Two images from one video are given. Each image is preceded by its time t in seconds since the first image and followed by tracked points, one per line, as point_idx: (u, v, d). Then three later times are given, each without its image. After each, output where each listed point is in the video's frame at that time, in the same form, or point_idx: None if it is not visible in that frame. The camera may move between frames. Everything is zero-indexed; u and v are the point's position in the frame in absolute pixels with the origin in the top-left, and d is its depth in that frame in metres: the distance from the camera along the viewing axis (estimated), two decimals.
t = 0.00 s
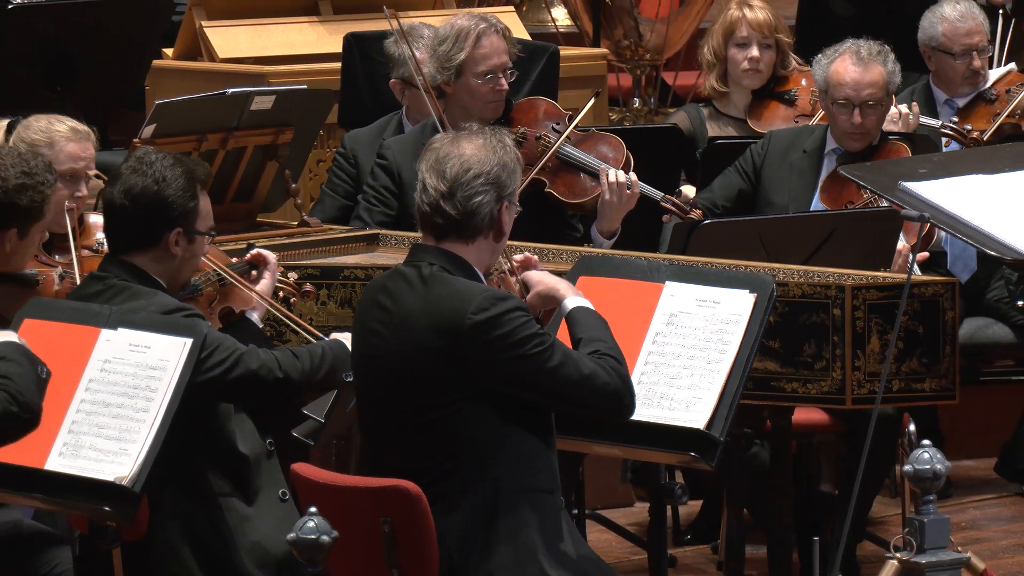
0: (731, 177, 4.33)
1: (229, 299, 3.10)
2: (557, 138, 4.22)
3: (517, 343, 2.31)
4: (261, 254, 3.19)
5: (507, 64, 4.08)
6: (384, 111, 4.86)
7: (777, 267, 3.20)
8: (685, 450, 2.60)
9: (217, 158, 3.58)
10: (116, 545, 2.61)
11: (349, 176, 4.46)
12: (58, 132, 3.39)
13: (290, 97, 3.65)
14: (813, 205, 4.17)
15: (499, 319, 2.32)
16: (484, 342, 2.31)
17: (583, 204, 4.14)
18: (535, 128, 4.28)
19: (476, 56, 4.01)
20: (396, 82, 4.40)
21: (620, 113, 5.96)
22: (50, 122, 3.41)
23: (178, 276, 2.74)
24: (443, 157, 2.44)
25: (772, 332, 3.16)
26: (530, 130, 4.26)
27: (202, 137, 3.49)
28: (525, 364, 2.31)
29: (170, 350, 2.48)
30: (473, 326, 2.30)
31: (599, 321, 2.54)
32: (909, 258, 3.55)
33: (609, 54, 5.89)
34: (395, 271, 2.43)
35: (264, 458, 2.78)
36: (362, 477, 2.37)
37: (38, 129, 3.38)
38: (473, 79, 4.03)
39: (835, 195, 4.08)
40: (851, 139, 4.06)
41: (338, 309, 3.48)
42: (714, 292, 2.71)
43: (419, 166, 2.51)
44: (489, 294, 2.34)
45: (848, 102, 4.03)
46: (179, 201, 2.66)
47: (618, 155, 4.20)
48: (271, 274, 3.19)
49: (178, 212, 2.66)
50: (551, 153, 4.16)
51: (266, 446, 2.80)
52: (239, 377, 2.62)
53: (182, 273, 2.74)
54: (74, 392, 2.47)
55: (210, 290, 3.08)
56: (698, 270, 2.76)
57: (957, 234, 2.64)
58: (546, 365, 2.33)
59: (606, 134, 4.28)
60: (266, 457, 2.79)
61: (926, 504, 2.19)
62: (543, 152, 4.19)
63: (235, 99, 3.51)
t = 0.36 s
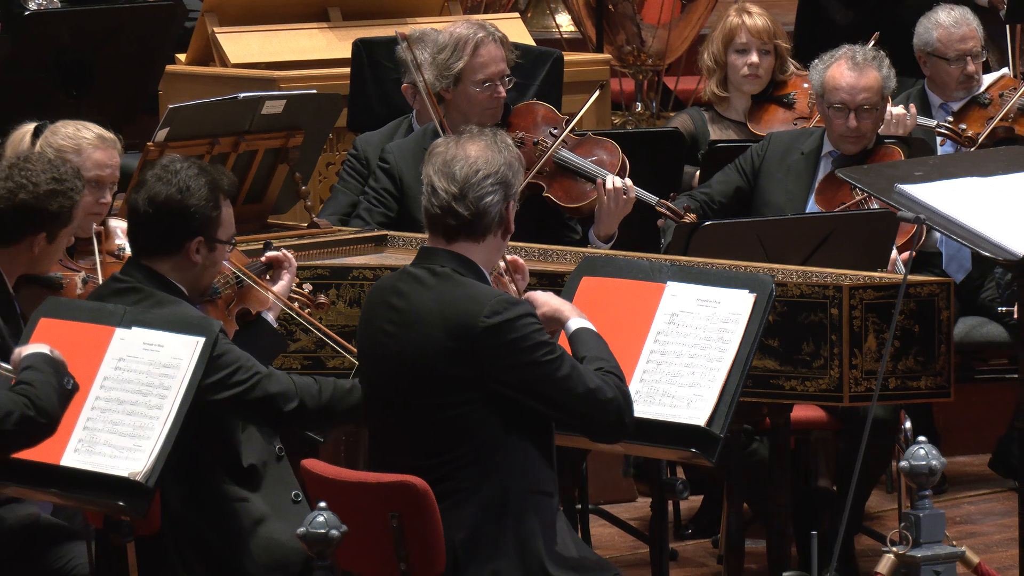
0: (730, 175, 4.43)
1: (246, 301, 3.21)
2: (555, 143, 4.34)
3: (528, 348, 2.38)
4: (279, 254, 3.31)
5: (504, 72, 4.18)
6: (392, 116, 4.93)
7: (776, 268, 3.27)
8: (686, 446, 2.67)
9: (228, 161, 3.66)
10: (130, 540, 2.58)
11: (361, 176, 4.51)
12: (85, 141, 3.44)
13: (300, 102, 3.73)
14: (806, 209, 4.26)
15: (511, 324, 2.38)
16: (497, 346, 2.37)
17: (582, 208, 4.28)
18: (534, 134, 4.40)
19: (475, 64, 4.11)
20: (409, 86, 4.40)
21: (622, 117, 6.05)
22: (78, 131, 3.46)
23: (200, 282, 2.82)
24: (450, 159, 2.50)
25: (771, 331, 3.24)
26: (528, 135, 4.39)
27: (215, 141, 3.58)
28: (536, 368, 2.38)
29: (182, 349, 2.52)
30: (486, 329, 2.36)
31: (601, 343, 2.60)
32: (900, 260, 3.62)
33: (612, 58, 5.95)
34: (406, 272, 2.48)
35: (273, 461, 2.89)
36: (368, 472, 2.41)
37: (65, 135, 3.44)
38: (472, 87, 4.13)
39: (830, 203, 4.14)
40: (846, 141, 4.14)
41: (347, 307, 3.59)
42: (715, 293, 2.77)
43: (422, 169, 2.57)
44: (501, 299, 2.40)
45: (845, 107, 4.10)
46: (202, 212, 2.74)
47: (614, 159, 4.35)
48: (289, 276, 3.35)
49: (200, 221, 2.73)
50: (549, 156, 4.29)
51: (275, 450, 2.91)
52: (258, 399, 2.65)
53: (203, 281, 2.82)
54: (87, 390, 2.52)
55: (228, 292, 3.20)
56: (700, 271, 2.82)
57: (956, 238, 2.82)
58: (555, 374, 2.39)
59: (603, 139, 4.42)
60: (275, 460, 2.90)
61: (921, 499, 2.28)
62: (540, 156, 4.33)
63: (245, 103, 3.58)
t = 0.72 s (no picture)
0: (730, 165, 4.51)
1: (254, 302, 3.29)
2: (556, 149, 4.43)
3: (538, 355, 2.45)
4: (281, 256, 3.35)
5: (507, 79, 4.26)
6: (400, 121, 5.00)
7: (774, 268, 3.35)
8: (686, 442, 2.72)
9: (240, 165, 3.79)
10: (144, 533, 2.63)
11: (369, 174, 4.56)
12: (118, 153, 3.54)
13: (309, 104, 3.85)
14: (804, 208, 4.34)
15: (525, 328, 2.46)
16: (510, 350, 2.44)
17: (581, 213, 4.37)
18: (535, 139, 4.49)
19: (477, 72, 4.19)
20: (415, 90, 4.48)
21: (625, 121, 6.17)
22: (112, 140, 3.56)
23: (209, 286, 2.89)
24: (459, 161, 2.58)
25: (770, 329, 3.32)
26: (529, 140, 4.47)
27: (227, 144, 3.69)
28: (547, 377, 2.45)
29: (195, 349, 2.58)
30: (500, 331, 2.44)
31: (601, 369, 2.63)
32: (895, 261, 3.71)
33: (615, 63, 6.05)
34: (417, 274, 2.54)
35: (283, 459, 2.96)
36: (376, 468, 2.48)
37: (99, 146, 3.53)
38: (475, 94, 4.22)
39: (827, 202, 4.22)
40: (843, 143, 4.22)
41: (355, 307, 3.68)
42: (716, 292, 2.83)
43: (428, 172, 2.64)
44: (514, 302, 2.48)
45: (841, 109, 4.18)
46: (210, 215, 2.81)
47: (612, 164, 4.44)
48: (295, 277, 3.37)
49: (206, 225, 2.80)
50: (549, 162, 4.38)
51: (286, 446, 2.98)
52: (266, 408, 2.71)
53: (213, 283, 2.90)
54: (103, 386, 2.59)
55: (237, 294, 3.28)
56: (703, 272, 2.89)
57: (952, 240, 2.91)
58: (566, 385, 2.46)
59: (602, 144, 4.51)
60: (286, 457, 2.97)
61: (916, 495, 2.34)
62: (542, 161, 4.41)
63: (256, 107, 3.71)
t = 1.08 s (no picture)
0: (732, 162, 4.58)
1: (260, 296, 3.36)
2: (558, 153, 4.52)
3: (538, 358, 2.51)
4: (286, 254, 3.44)
5: (513, 85, 4.35)
6: (407, 124, 5.09)
7: (772, 269, 3.43)
8: (687, 439, 2.80)
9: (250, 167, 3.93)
10: (157, 528, 2.73)
11: (377, 172, 4.65)
12: (139, 163, 3.62)
13: (317, 110, 3.95)
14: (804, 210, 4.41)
15: (527, 328, 2.52)
16: (511, 348, 2.51)
17: (581, 217, 4.46)
18: (540, 144, 4.58)
19: (484, 78, 4.28)
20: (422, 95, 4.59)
21: (627, 125, 6.30)
22: (134, 150, 3.65)
23: (214, 282, 2.96)
24: (462, 161, 2.67)
25: (769, 328, 3.39)
26: (534, 145, 4.57)
27: (238, 147, 3.83)
28: (549, 381, 2.50)
29: (207, 347, 2.64)
30: (502, 330, 2.51)
31: (601, 389, 2.69)
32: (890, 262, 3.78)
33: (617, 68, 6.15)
34: (422, 273, 2.63)
35: (292, 450, 3.02)
36: (386, 463, 2.54)
37: (124, 157, 3.62)
38: (481, 99, 4.30)
39: (822, 201, 4.30)
40: (840, 144, 4.30)
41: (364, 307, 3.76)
42: (716, 293, 2.91)
43: (433, 172, 2.73)
44: (517, 303, 2.55)
45: (837, 111, 4.26)
46: (214, 213, 2.88)
47: (614, 170, 4.52)
48: (299, 267, 3.46)
49: (211, 223, 2.87)
50: (551, 166, 4.48)
51: (294, 438, 3.04)
52: (274, 399, 2.78)
53: (217, 280, 2.97)
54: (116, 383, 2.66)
55: (244, 289, 3.34)
56: (703, 273, 2.97)
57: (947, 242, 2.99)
58: (562, 394, 2.51)
59: (604, 150, 4.59)
60: (294, 449, 3.03)
61: (913, 490, 2.44)
62: (545, 165, 4.51)
63: (265, 111, 3.85)
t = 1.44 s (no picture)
0: (734, 165, 4.66)
1: (270, 295, 3.47)
2: (564, 158, 4.61)
3: (536, 359, 2.59)
4: (292, 253, 3.51)
5: (521, 91, 4.45)
6: (414, 128, 5.18)
7: (771, 270, 3.52)
8: (687, 435, 2.87)
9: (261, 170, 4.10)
10: (171, 521, 2.83)
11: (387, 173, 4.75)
12: (153, 166, 3.74)
13: (328, 113, 4.12)
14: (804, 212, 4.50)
15: (527, 326, 2.62)
16: (511, 346, 2.59)
17: (586, 220, 4.55)
18: (545, 149, 4.68)
19: (493, 84, 4.37)
20: (429, 99, 4.70)
21: (629, 129, 6.47)
22: (146, 154, 3.74)
23: (223, 281, 3.02)
24: (466, 162, 2.77)
25: (767, 327, 3.48)
26: (540, 150, 4.66)
27: (249, 150, 4.00)
28: (547, 384, 2.59)
29: (220, 346, 2.70)
30: (503, 330, 2.60)
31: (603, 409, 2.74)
32: (889, 260, 3.87)
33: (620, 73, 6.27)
34: (427, 272, 2.72)
35: (302, 444, 3.12)
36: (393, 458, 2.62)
37: (136, 160, 3.72)
38: (490, 105, 4.40)
39: (820, 201, 4.41)
40: (837, 146, 4.39)
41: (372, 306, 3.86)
42: (715, 292, 3.00)
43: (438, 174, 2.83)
44: (518, 302, 2.64)
45: (835, 113, 4.35)
46: (222, 211, 2.94)
47: (617, 174, 4.63)
48: (306, 266, 3.55)
49: (220, 221, 2.94)
50: (557, 171, 4.57)
51: (304, 432, 3.14)
52: (284, 393, 2.87)
53: (226, 279, 3.02)
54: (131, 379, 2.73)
55: (253, 288, 3.45)
56: (702, 273, 3.06)
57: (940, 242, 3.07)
58: (559, 397, 2.60)
59: (608, 155, 4.70)
60: (304, 443, 3.14)
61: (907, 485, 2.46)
62: (551, 170, 4.60)
63: (277, 117, 4.00)
